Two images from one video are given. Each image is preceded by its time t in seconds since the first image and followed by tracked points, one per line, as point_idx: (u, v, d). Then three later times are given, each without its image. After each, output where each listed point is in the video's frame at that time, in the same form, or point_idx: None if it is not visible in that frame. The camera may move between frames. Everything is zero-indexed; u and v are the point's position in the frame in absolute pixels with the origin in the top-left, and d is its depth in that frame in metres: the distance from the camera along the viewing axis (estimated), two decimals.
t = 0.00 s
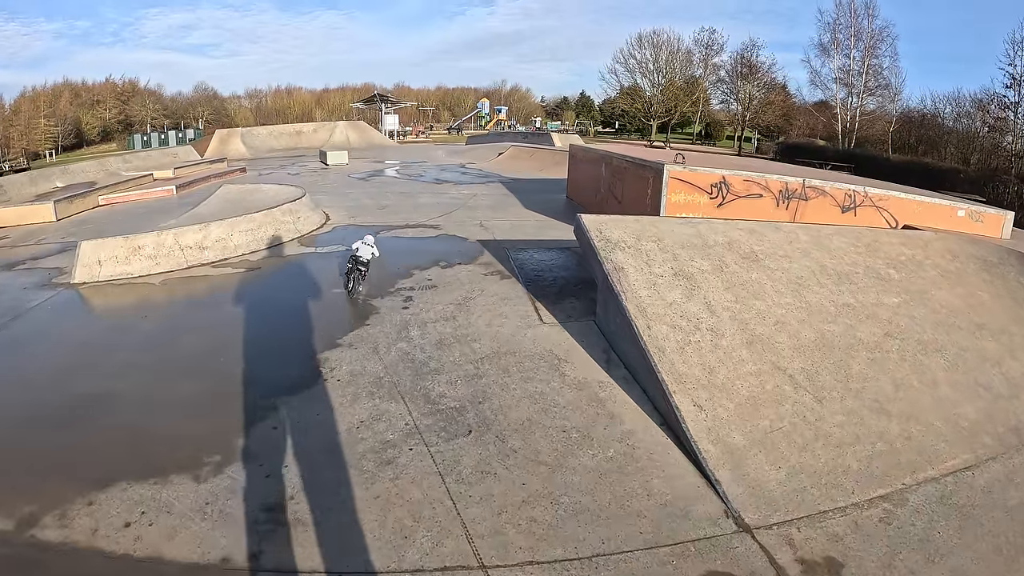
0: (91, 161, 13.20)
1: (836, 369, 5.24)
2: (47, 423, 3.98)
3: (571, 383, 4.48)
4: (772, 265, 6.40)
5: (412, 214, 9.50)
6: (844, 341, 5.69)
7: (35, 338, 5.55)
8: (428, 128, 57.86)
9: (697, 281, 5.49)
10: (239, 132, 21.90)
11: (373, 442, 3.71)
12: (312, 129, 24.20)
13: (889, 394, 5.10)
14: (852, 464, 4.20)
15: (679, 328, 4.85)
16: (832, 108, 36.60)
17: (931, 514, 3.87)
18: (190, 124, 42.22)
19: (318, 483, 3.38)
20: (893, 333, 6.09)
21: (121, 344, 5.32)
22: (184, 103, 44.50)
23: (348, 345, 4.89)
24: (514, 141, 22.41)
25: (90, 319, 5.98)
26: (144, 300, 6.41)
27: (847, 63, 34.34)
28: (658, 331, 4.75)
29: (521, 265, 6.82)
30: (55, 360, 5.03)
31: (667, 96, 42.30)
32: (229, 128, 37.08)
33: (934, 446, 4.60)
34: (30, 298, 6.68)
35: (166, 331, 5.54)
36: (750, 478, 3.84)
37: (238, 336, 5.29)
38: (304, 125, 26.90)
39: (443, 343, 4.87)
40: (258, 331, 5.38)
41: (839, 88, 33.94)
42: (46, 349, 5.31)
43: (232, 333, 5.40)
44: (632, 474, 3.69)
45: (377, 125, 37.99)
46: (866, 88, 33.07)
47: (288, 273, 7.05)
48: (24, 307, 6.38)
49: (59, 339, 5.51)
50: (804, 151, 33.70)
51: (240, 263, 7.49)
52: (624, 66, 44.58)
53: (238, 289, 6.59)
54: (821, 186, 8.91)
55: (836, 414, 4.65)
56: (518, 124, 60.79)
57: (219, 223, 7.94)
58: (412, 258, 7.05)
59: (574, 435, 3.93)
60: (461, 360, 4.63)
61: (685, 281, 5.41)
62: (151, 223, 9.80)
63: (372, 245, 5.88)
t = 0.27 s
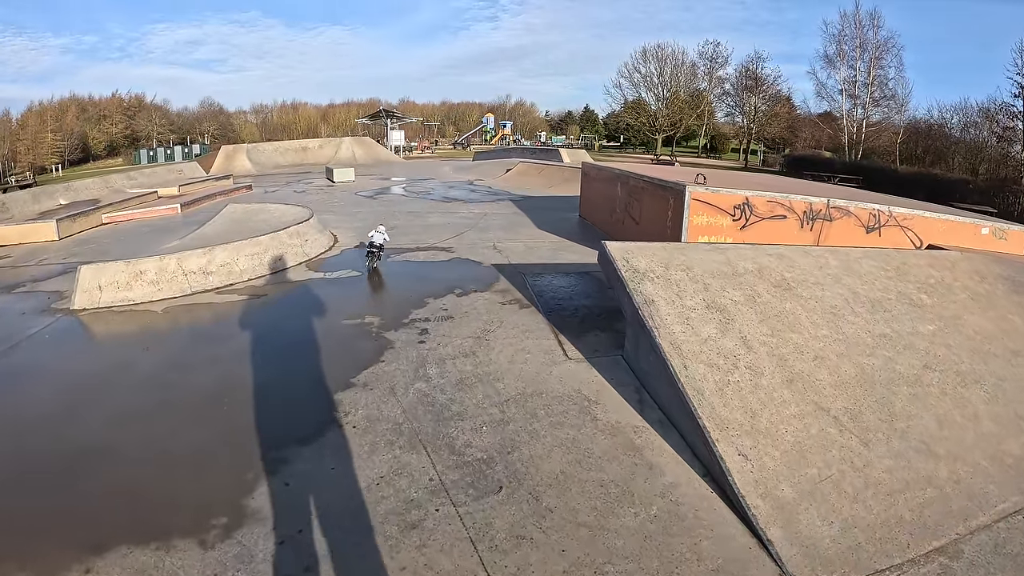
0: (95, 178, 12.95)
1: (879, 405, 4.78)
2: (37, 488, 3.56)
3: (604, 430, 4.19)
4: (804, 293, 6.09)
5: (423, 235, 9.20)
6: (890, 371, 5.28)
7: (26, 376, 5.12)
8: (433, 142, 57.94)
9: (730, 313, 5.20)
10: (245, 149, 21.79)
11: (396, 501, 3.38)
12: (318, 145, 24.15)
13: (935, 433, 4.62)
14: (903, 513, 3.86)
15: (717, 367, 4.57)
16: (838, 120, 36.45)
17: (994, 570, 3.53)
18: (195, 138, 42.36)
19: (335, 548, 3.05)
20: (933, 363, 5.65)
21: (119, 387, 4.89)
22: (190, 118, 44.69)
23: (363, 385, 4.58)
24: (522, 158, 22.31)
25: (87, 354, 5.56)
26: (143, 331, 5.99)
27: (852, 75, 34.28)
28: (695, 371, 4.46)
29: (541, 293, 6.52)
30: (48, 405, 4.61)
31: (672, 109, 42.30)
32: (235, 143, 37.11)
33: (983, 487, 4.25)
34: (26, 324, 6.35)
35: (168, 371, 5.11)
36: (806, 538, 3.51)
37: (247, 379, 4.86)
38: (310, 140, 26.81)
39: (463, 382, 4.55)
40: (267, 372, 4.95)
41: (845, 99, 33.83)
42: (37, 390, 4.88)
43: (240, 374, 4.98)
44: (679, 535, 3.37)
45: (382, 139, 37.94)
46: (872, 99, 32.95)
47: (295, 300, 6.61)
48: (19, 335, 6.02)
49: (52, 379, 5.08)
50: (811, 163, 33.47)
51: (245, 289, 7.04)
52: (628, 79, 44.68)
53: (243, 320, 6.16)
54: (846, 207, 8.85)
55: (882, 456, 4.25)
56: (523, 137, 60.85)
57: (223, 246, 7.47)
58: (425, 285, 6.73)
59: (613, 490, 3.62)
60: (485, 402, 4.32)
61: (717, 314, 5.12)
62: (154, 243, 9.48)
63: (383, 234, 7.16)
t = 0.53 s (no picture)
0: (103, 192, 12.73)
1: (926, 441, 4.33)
2: (29, 535, 3.19)
3: (644, 475, 3.89)
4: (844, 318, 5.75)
5: (437, 256, 8.94)
6: (947, 400, 4.87)
7: (23, 405, 4.77)
8: (441, 158, 58.08)
9: (771, 344, 4.89)
10: (254, 164, 21.72)
11: (425, 561, 3.04)
12: (327, 161, 24.16)
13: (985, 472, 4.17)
14: (963, 563, 3.50)
15: (762, 405, 4.26)
16: (847, 135, 36.24)
17: None
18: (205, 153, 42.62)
19: None
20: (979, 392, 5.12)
21: (121, 417, 4.54)
22: (200, 132, 45.03)
23: (382, 423, 4.26)
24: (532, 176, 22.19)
25: (89, 380, 5.22)
26: (146, 355, 5.67)
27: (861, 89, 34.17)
28: (739, 410, 4.15)
29: (563, 320, 6.25)
30: (44, 435, 4.27)
31: (680, 125, 42.24)
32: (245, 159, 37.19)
33: None
34: (25, 346, 6.06)
35: (174, 401, 4.76)
36: None
37: (258, 414, 4.52)
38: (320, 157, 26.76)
39: (490, 421, 4.24)
40: (279, 406, 4.61)
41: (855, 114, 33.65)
42: (34, 419, 4.52)
43: (250, 408, 4.63)
44: None
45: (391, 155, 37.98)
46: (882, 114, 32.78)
47: (306, 324, 6.29)
48: (18, 358, 5.73)
49: (49, 408, 4.73)
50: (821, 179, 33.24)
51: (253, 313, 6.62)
52: (636, 95, 44.77)
53: (253, 345, 5.83)
54: (873, 229, 8.46)
55: (936, 499, 3.86)
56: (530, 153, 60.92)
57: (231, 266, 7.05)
58: (442, 309, 6.42)
59: (659, 546, 3.29)
60: (513, 445, 4.01)
61: (757, 346, 4.82)
62: (161, 259, 9.18)
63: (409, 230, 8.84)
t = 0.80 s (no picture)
0: (112, 209, 12.58)
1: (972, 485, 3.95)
2: None
3: (677, 530, 3.55)
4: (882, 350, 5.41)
5: (449, 280, 8.66)
6: (1000, 442, 4.49)
7: (12, 435, 4.47)
8: (450, 175, 58.26)
9: (808, 383, 4.56)
10: (264, 182, 21.67)
11: None
12: (337, 178, 24.21)
13: None
14: None
15: (800, 450, 3.89)
16: (858, 152, 36.02)
17: None
18: (215, 169, 43.01)
19: None
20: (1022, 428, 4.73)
21: (117, 451, 4.25)
22: (211, 148, 45.52)
23: (392, 470, 3.94)
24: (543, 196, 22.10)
25: (84, 410, 4.93)
26: (144, 384, 5.37)
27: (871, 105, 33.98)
28: (778, 456, 3.80)
29: (583, 351, 5.96)
30: (36, 468, 4.00)
31: (690, 142, 42.14)
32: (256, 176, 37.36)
33: None
34: (20, 370, 5.84)
35: (173, 434, 4.48)
36: None
37: (262, 449, 4.24)
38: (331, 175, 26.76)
39: (509, 467, 3.94)
40: (283, 443, 4.30)
41: (866, 130, 33.41)
42: (23, 451, 4.23)
43: (254, 443, 4.35)
44: None
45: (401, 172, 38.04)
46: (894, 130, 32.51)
47: (311, 351, 5.99)
48: (14, 382, 5.51)
49: (41, 438, 4.44)
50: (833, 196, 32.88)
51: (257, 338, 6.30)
52: (645, 113, 44.81)
53: (256, 374, 5.54)
54: (901, 253, 8.11)
55: (984, 548, 3.49)
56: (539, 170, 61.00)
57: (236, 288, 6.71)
58: (455, 337, 6.12)
59: None
60: (534, 495, 3.70)
61: (793, 384, 4.50)
62: (165, 279, 8.92)
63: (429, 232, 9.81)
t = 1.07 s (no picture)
0: (114, 232, 12.34)
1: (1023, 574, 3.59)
2: None
3: None
4: (922, 404, 5.02)
5: (456, 318, 8.37)
6: None
7: None
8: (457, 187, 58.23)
9: (847, 459, 4.22)
10: (270, 199, 21.53)
11: None
12: (344, 196, 24.20)
13: None
14: None
15: (840, 545, 3.53)
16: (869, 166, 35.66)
17: None
18: (225, 183, 43.33)
19: None
20: None
21: (94, 522, 3.79)
22: (220, 162, 45.90)
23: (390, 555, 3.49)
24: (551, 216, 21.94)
25: (66, 470, 4.51)
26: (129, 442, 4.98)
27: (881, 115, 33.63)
28: (817, 551, 3.46)
29: (597, 403, 5.62)
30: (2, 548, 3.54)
31: (698, 155, 41.82)
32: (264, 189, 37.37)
33: None
34: (5, 420, 5.52)
35: (157, 501, 4.01)
36: None
37: (252, 522, 3.75)
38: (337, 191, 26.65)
39: (518, 561, 3.50)
40: (275, 513, 3.84)
41: (876, 141, 33.03)
42: None
43: (244, 512, 3.87)
44: None
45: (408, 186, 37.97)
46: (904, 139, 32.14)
47: (307, 402, 5.58)
48: None
49: (12, 506, 3.99)
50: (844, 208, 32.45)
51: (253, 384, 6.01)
52: (653, 125, 44.60)
53: (248, 428, 5.12)
54: (932, 290, 7.56)
55: None
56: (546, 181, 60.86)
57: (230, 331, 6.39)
58: (461, 390, 5.73)
59: None
60: None
61: (830, 461, 4.16)
62: (163, 312, 8.62)
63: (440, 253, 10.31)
